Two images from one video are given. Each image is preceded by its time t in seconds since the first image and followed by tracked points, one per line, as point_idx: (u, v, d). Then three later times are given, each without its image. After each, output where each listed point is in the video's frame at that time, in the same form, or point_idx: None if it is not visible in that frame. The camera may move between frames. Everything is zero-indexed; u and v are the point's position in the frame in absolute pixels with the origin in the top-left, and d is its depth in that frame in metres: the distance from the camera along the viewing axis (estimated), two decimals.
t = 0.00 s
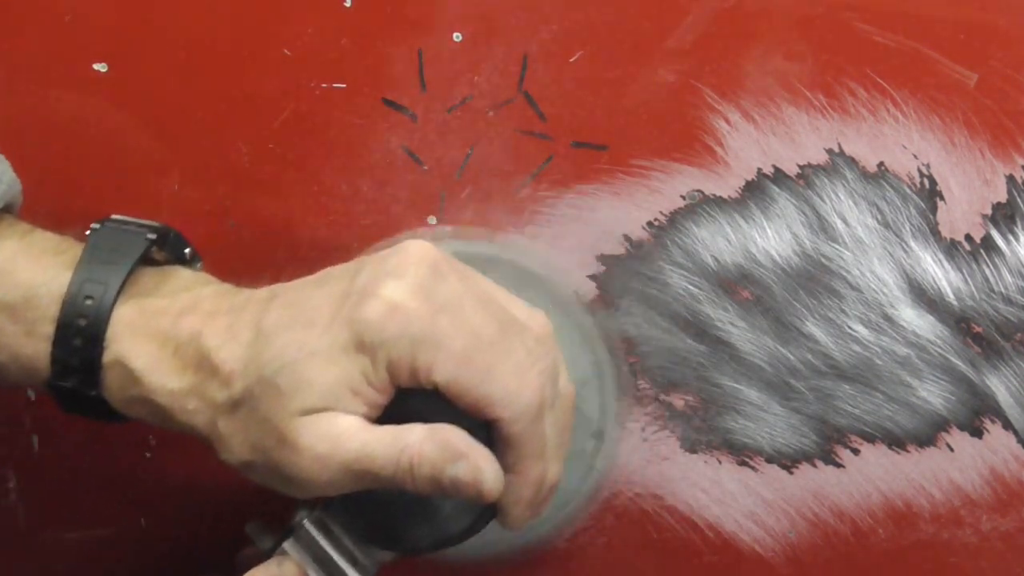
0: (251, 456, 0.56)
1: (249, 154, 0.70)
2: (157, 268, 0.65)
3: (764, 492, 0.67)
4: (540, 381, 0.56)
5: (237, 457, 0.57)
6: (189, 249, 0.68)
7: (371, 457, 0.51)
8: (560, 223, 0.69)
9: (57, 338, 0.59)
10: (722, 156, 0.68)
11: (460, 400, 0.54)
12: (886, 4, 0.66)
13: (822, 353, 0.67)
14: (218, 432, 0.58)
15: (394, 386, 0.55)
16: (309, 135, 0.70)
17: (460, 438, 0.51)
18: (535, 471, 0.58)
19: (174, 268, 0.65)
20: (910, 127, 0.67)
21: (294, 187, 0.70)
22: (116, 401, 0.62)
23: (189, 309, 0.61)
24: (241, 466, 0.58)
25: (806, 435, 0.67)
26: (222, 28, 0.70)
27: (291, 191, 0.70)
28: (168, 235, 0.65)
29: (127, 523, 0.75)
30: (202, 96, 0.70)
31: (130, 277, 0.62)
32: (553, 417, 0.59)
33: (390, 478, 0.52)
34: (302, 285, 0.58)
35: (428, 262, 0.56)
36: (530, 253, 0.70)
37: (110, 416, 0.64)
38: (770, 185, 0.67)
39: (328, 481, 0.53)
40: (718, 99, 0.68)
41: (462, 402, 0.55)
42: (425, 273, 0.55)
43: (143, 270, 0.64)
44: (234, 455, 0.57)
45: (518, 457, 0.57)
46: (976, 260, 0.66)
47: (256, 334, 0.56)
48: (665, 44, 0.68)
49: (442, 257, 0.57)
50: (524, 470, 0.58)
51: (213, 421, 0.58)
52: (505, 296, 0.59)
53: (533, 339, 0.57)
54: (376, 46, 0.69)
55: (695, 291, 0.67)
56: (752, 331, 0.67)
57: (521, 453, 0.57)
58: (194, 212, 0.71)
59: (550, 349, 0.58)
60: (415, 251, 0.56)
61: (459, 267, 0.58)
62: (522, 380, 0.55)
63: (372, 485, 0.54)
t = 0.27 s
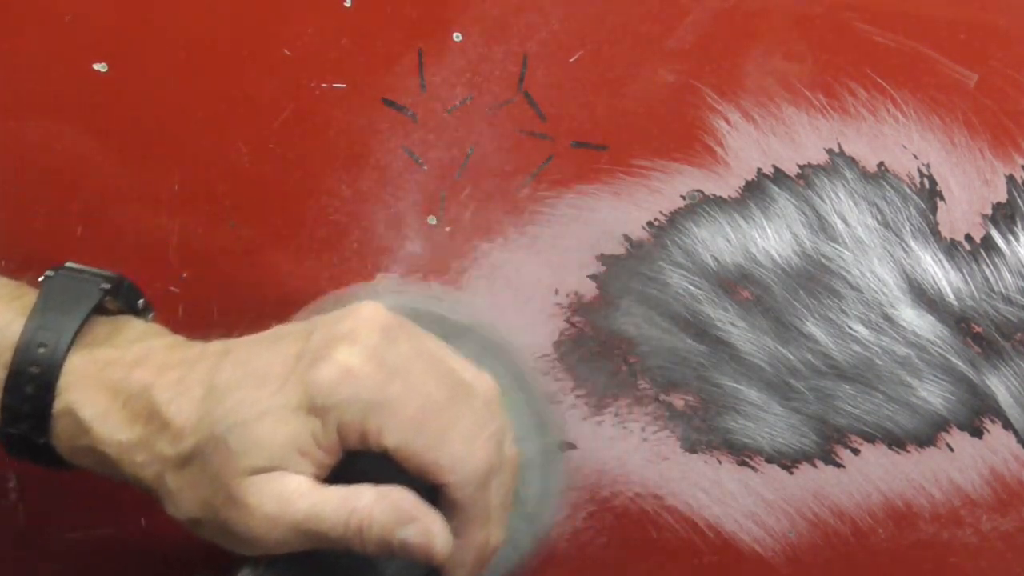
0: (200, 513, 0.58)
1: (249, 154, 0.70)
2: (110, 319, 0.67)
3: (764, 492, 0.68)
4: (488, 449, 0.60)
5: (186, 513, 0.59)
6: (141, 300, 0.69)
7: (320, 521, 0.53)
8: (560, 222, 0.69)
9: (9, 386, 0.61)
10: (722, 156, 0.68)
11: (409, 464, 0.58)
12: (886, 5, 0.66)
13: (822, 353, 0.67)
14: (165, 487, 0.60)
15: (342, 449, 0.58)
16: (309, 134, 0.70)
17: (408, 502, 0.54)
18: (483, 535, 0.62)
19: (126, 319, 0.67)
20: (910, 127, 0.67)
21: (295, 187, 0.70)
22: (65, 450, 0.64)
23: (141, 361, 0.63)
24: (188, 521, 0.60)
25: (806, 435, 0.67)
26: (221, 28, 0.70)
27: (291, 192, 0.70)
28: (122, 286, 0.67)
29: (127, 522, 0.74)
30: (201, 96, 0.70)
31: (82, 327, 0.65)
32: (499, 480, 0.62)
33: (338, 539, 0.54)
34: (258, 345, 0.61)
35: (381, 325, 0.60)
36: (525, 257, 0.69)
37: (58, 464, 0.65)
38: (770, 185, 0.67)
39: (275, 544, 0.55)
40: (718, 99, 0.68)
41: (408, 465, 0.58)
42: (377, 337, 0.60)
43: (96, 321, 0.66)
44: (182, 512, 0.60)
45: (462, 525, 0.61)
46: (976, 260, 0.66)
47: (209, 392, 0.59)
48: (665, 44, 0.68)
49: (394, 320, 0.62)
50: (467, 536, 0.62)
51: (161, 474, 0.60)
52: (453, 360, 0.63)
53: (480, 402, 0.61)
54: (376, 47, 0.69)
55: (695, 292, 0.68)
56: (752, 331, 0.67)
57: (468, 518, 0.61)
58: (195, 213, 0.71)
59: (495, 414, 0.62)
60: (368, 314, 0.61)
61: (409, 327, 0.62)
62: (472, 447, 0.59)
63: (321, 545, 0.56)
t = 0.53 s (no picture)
0: (207, 539, 0.62)
1: (249, 154, 0.70)
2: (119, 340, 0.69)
3: (764, 491, 0.68)
4: (501, 479, 0.64)
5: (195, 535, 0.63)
6: (149, 318, 0.71)
7: (337, 558, 0.57)
8: (561, 222, 0.69)
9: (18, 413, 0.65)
10: (723, 156, 0.68)
11: (420, 497, 0.61)
12: (885, 6, 0.67)
13: (822, 353, 0.66)
14: (176, 512, 0.64)
15: (352, 480, 0.61)
16: (308, 134, 0.70)
17: (422, 539, 0.59)
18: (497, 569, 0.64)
19: (136, 339, 0.70)
20: (910, 127, 0.67)
21: (295, 188, 0.70)
22: (83, 473, 0.67)
23: (149, 387, 0.66)
24: (205, 545, 0.63)
25: (806, 435, 0.67)
26: (221, 28, 0.70)
27: (291, 192, 0.70)
28: (134, 304, 0.71)
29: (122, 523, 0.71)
30: (201, 96, 0.70)
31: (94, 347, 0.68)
32: (513, 514, 0.65)
33: None
34: (257, 384, 0.65)
35: (388, 360, 0.66)
36: (525, 258, 0.69)
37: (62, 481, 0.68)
38: (770, 185, 0.67)
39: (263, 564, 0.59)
40: (718, 99, 0.68)
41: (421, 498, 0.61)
42: (380, 369, 0.65)
43: (107, 340, 0.69)
44: (194, 531, 0.63)
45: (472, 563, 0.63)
46: (976, 260, 0.66)
47: (212, 424, 0.63)
48: (665, 44, 0.68)
49: (401, 351, 0.67)
50: None
51: (171, 500, 0.64)
52: (465, 393, 0.66)
53: (483, 438, 0.64)
54: (377, 47, 0.69)
55: (695, 292, 0.67)
56: (752, 331, 0.67)
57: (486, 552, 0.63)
58: (195, 213, 0.71)
59: (508, 447, 0.66)
60: (384, 348, 0.67)
61: (422, 359, 0.68)
62: (485, 469, 0.63)
63: None
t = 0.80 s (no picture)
0: (366, 500, 0.54)
1: (249, 155, 0.70)
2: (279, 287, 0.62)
3: (764, 492, 0.68)
4: (665, 460, 0.53)
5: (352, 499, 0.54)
6: (313, 270, 0.65)
7: (494, 522, 0.50)
8: (560, 222, 0.69)
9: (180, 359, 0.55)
10: (723, 156, 0.68)
11: (584, 474, 0.51)
12: (886, 5, 0.67)
13: (822, 353, 0.66)
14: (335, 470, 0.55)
15: (518, 448, 0.52)
16: (308, 134, 0.70)
17: (586, 519, 0.50)
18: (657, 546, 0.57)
19: (294, 289, 0.62)
20: (910, 127, 0.67)
21: (295, 188, 0.70)
22: (232, 423, 0.58)
23: (315, 340, 0.57)
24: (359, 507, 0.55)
25: (806, 435, 0.67)
26: (220, 28, 0.70)
27: (291, 191, 0.70)
28: (295, 256, 0.62)
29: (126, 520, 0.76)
30: (200, 97, 0.70)
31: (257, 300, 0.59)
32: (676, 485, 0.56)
33: (509, 545, 0.50)
34: (434, 331, 0.55)
35: (564, 324, 0.53)
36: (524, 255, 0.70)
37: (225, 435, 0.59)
38: (770, 185, 0.67)
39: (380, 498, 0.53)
40: (719, 99, 0.68)
41: (588, 475, 0.51)
42: (560, 341, 0.52)
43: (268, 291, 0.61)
44: (351, 495, 0.54)
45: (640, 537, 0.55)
46: (976, 260, 0.66)
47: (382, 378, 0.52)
48: (665, 45, 0.68)
49: (576, 314, 0.55)
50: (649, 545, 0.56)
51: (332, 457, 0.54)
52: (632, 359, 0.58)
53: (657, 407, 0.55)
54: (376, 46, 0.69)
55: (696, 292, 0.67)
56: (752, 331, 0.67)
57: (640, 530, 0.54)
58: (195, 214, 0.71)
59: (674, 417, 0.56)
60: (555, 307, 0.54)
61: (588, 320, 0.56)
62: (662, 425, 0.54)
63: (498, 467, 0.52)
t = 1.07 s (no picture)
0: (310, 556, 0.57)
1: (249, 154, 0.70)
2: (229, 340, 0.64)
3: (764, 492, 0.68)
4: (603, 522, 0.57)
5: (294, 552, 0.58)
6: (263, 320, 0.66)
7: None
8: (560, 222, 0.69)
9: (130, 403, 0.59)
10: (723, 156, 0.68)
11: (524, 536, 0.55)
12: (886, 5, 0.67)
13: (823, 353, 0.66)
14: (277, 523, 0.58)
15: (459, 508, 0.55)
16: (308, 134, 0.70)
17: None
18: None
19: (247, 340, 0.65)
20: (910, 127, 0.67)
21: (295, 188, 0.70)
22: (180, 469, 0.62)
23: (264, 391, 0.61)
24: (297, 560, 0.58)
25: (806, 435, 0.67)
26: (221, 28, 0.70)
27: (291, 191, 0.70)
28: (247, 305, 0.64)
29: (126, 521, 0.76)
30: (201, 97, 0.70)
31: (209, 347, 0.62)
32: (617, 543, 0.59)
33: None
34: (379, 391, 0.58)
35: (509, 388, 0.57)
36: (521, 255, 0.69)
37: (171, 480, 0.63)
38: (770, 185, 0.67)
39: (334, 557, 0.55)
40: (719, 99, 0.68)
41: (530, 537, 0.55)
42: (505, 404, 0.56)
43: (221, 341, 0.64)
44: (294, 547, 0.57)
45: None
46: (976, 260, 0.66)
47: (330, 433, 0.57)
48: (665, 45, 0.68)
49: (524, 377, 0.58)
50: None
51: (275, 509, 0.58)
52: (575, 419, 0.60)
53: (597, 470, 0.58)
54: (376, 47, 0.69)
55: (695, 292, 0.67)
56: (753, 331, 0.67)
57: None
58: (195, 213, 0.71)
59: (611, 477, 0.59)
60: (500, 372, 0.58)
61: (534, 380, 0.59)
62: (604, 487, 0.58)
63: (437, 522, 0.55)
